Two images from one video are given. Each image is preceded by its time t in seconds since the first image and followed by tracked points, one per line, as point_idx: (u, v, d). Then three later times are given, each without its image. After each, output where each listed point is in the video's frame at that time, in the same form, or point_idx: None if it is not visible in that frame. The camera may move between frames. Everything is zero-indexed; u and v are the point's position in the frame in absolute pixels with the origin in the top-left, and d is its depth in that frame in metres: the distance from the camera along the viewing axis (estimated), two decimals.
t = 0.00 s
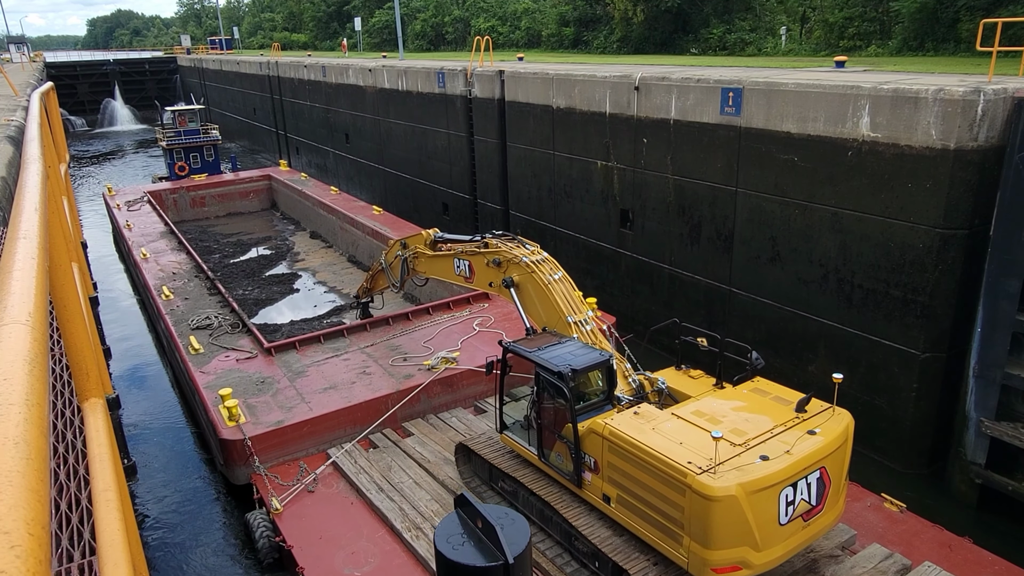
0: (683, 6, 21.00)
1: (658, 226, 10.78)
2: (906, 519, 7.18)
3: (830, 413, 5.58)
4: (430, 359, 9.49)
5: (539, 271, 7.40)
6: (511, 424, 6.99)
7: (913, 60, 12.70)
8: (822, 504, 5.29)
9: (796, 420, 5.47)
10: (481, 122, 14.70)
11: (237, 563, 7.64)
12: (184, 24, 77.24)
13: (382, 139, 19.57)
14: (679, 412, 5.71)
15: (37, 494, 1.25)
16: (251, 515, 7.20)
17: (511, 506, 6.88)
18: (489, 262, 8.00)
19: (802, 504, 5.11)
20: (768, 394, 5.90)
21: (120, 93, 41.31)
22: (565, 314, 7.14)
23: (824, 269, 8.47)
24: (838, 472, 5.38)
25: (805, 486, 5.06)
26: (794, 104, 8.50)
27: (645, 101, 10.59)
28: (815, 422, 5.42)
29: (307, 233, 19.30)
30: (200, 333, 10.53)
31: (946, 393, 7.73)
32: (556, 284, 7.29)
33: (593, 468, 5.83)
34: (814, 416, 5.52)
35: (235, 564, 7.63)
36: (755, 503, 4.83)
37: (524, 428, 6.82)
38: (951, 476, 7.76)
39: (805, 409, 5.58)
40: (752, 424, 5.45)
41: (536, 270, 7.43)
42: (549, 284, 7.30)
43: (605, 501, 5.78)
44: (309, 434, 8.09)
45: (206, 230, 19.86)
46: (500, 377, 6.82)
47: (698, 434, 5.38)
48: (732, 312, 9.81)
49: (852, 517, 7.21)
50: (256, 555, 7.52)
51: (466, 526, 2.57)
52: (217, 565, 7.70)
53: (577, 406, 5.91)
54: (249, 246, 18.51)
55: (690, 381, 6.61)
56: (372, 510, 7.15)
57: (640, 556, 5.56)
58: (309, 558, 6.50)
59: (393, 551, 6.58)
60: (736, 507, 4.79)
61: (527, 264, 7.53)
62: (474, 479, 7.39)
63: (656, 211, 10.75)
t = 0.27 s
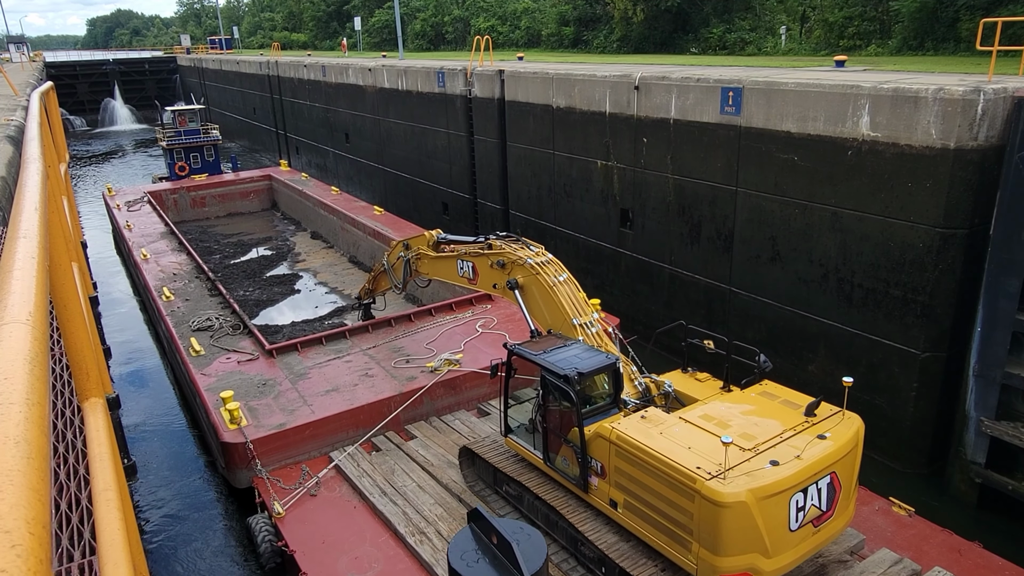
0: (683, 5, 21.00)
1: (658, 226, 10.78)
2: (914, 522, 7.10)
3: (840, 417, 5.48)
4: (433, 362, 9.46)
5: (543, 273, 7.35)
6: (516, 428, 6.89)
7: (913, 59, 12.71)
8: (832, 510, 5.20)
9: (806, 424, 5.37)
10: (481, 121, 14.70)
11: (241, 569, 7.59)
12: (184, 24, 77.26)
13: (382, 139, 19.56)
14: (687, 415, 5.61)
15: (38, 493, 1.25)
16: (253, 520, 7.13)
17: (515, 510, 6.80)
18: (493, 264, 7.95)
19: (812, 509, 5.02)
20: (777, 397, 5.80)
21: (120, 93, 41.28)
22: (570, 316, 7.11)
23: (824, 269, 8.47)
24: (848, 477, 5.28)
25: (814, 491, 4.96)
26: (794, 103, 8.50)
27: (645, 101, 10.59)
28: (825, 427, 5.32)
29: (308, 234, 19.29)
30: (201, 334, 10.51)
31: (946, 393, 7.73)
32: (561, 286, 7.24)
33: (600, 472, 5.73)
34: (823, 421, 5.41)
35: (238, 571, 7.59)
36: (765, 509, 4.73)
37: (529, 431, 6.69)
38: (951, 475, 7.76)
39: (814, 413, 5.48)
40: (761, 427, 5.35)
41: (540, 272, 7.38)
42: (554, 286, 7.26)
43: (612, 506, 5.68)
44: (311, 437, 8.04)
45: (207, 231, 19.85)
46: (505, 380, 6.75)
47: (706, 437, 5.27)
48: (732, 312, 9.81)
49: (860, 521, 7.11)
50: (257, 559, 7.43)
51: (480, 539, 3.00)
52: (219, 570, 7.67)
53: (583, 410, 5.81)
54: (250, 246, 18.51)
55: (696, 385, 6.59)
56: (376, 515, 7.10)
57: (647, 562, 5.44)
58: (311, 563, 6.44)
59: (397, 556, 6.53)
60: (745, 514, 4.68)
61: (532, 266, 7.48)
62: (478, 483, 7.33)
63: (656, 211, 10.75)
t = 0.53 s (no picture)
0: (683, 5, 21.01)
1: (658, 226, 10.78)
2: (923, 527, 6.97)
3: (850, 421, 5.40)
4: (436, 363, 9.42)
5: (548, 275, 7.26)
6: (521, 431, 6.79)
7: (912, 59, 12.72)
8: (842, 515, 5.13)
9: (815, 428, 5.29)
10: (481, 121, 14.70)
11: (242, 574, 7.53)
12: (183, 24, 77.25)
13: (381, 138, 19.56)
14: (695, 419, 5.51)
15: (38, 494, 1.25)
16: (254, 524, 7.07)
17: (520, 515, 6.74)
18: (497, 265, 7.90)
19: (822, 515, 4.94)
20: (785, 401, 5.71)
21: (119, 93, 41.27)
22: (575, 319, 7.00)
23: (823, 269, 8.47)
24: (858, 482, 5.21)
25: (825, 497, 4.89)
26: (793, 103, 8.51)
27: (645, 101, 10.59)
28: (835, 431, 5.23)
29: (308, 234, 19.29)
30: (202, 336, 10.49)
31: (946, 393, 7.73)
32: (566, 288, 7.14)
33: (606, 477, 5.64)
34: (833, 425, 5.33)
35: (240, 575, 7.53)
36: (775, 516, 4.64)
37: (534, 435, 6.62)
38: (950, 475, 7.77)
39: (824, 417, 5.40)
40: (770, 432, 5.26)
41: (545, 274, 7.30)
42: (558, 288, 7.15)
43: (618, 512, 5.58)
44: (312, 440, 8.00)
45: (206, 231, 19.85)
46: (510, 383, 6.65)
47: (714, 442, 5.17)
48: (731, 312, 9.81)
49: (868, 526, 6.98)
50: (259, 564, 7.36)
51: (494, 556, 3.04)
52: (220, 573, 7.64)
53: (590, 414, 5.76)
54: (250, 247, 18.51)
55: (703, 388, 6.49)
56: (378, 519, 7.06)
57: (654, 569, 5.34)
58: (314, 569, 6.39)
59: (401, 561, 6.49)
60: (756, 521, 4.59)
61: (536, 267, 7.41)
62: (482, 487, 7.26)
63: (655, 211, 10.75)
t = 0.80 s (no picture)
0: (682, 5, 21.01)
1: (657, 226, 10.78)
2: (930, 531, 6.92)
3: (860, 426, 5.36)
4: (438, 366, 9.38)
5: (552, 278, 7.16)
6: (525, 435, 6.81)
7: (911, 59, 12.72)
8: (852, 522, 5.10)
9: (825, 433, 5.24)
10: (480, 121, 14.70)
11: None
12: (183, 24, 77.22)
13: (381, 138, 19.55)
14: (703, 424, 5.47)
15: (36, 493, 1.25)
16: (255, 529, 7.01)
17: (524, 519, 6.69)
18: (501, 267, 7.82)
19: (833, 522, 4.91)
20: (794, 405, 5.67)
21: (118, 92, 41.23)
22: (580, 322, 6.91)
23: (823, 268, 8.47)
24: (868, 488, 5.18)
25: (836, 503, 4.85)
26: (792, 103, 8.51)
27: (644, 100, 10.59)
28: (845, 436, 5.20)
29: (308, 235, 19.28)
30: (202, 338, 10.47)
31: (945, 392, 7.73)
32: (571, 291, 7.04)
33: (613, 482, 5.60)
34: (843, 430, 5.29)
35: None
36: (786, 523, 4.60)
37: (539, 440, 6.63)
38: (949, 475, 7.77)
39: (833, 422, 5.36)
40: (780, 437, 5.22)
41: (549, 276, 7.20)
42: (564, 291, 7.06)
43: (625, 518, 5.54)
44: (314, 443, 7.95)
45: (206, 231, 19.84)
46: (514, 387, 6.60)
47: (723, 447, 5.13)
48: (731, 312, 9.81)
49: (877, 530, 6.92)
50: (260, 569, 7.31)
51: None
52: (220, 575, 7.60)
53: (596, 418, 5.72)
54: (250, 247, 18.50)
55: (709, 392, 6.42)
56: (381, 524, 7.01)
57: None
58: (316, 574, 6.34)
59: (404, 566, 6.46)
60: (767, 528, 4.55)
61: (540, 270, 7.32)
62: (486, 491, 7.20)
63: (655, 211, 10.75)
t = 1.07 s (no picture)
0: (682, 6, 21.02)
1: (657, 226, 10.78)
2: (939, 537, 6.90)
3: (869, 432, 5.33)
4: (441, 369, 9.36)
5: (557, 280, 7.11)
6: (530, 439, 6.71)
7: (911, 60, 12.72)
8: (862, 528, 5.08)
9: (834, 439, 5.22)
10: (480, 122, 14.70)
11: None
12: (181, 23, 77.25)
13: (381, 139, 19.56)
14: (711, 429, 5.44)
15: (38, 494, 1.25)
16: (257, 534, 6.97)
17: (529, 524, 6.61)
18: (506, 270, 7.76)
19: (843, 529, 4.89)
20: (802, 410, 5.63)
21: (117, 92, 41.23)
22: (585, 325, 6.85)
23: (823, 269, 8.48)
24: (878, 494, 5.15)
25: (846, 510, 4.83)
26: (792, 104, 8.51)
27: (644, 101, 10.60)
28: (855, 442, 5.17)
29: (309, 236, 19.29)
30: (203, 340, 10.45)
31: (945, 393, 7.73)
32: (576, 294, 6.98)
33: (620, 488, 5.57)
34: (853, 436, 5.26)
35: None
36: (797, 530, 4.57)
37: (543, 443, 6.52)
38: (949, 475, 7.78)
39: (843, 427, 5.33)
40: (789, 443, 5.19)
41: (554, 278, 7.14)
42: (569, 293, 7.00)
43: (633, 524, 5.51)
44: (317, 447, 7.93)
45: (207, 232, 19.84)
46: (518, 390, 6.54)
47: (732, 453, 5.11)
48: (731, 312, 9.82)
49: (885, 536, 6.90)
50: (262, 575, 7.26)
51: None
52: None
53: (603, 423, 5.68)
54: (251, 248, 18.51)
55: (716, 397, 6.34)
56: (384, 529, 6.95)
57: None
58: None
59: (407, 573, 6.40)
60: (777, 535, 4.52)
61: (545, 272, 7.26)
62: (490, 495, 7.12)
63: (655, 211, 10.76)
